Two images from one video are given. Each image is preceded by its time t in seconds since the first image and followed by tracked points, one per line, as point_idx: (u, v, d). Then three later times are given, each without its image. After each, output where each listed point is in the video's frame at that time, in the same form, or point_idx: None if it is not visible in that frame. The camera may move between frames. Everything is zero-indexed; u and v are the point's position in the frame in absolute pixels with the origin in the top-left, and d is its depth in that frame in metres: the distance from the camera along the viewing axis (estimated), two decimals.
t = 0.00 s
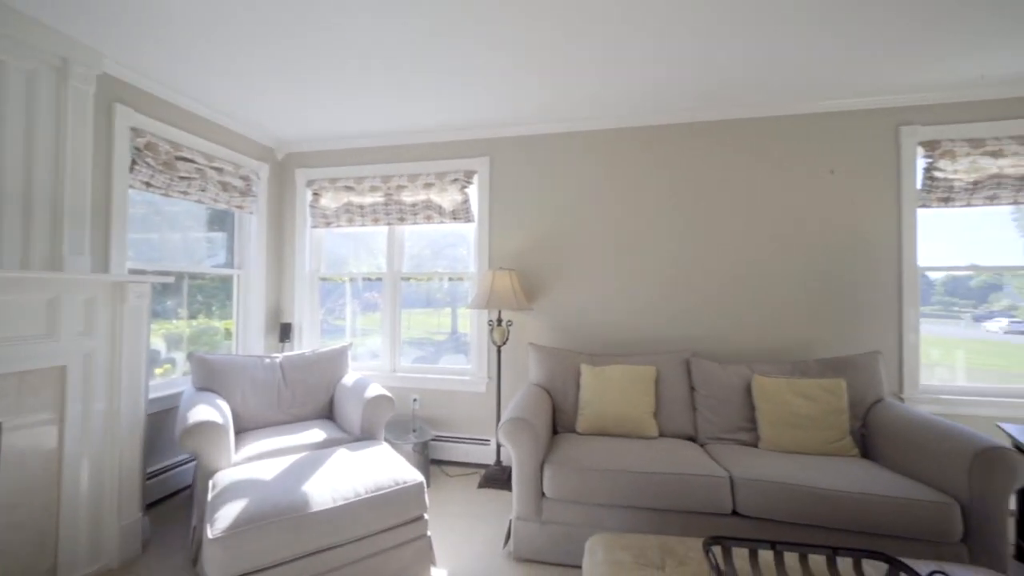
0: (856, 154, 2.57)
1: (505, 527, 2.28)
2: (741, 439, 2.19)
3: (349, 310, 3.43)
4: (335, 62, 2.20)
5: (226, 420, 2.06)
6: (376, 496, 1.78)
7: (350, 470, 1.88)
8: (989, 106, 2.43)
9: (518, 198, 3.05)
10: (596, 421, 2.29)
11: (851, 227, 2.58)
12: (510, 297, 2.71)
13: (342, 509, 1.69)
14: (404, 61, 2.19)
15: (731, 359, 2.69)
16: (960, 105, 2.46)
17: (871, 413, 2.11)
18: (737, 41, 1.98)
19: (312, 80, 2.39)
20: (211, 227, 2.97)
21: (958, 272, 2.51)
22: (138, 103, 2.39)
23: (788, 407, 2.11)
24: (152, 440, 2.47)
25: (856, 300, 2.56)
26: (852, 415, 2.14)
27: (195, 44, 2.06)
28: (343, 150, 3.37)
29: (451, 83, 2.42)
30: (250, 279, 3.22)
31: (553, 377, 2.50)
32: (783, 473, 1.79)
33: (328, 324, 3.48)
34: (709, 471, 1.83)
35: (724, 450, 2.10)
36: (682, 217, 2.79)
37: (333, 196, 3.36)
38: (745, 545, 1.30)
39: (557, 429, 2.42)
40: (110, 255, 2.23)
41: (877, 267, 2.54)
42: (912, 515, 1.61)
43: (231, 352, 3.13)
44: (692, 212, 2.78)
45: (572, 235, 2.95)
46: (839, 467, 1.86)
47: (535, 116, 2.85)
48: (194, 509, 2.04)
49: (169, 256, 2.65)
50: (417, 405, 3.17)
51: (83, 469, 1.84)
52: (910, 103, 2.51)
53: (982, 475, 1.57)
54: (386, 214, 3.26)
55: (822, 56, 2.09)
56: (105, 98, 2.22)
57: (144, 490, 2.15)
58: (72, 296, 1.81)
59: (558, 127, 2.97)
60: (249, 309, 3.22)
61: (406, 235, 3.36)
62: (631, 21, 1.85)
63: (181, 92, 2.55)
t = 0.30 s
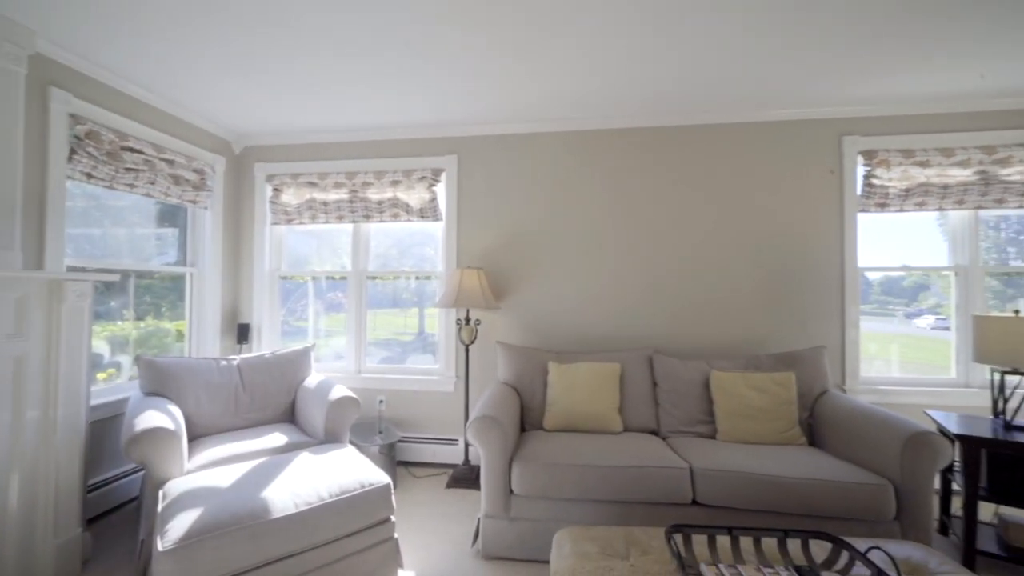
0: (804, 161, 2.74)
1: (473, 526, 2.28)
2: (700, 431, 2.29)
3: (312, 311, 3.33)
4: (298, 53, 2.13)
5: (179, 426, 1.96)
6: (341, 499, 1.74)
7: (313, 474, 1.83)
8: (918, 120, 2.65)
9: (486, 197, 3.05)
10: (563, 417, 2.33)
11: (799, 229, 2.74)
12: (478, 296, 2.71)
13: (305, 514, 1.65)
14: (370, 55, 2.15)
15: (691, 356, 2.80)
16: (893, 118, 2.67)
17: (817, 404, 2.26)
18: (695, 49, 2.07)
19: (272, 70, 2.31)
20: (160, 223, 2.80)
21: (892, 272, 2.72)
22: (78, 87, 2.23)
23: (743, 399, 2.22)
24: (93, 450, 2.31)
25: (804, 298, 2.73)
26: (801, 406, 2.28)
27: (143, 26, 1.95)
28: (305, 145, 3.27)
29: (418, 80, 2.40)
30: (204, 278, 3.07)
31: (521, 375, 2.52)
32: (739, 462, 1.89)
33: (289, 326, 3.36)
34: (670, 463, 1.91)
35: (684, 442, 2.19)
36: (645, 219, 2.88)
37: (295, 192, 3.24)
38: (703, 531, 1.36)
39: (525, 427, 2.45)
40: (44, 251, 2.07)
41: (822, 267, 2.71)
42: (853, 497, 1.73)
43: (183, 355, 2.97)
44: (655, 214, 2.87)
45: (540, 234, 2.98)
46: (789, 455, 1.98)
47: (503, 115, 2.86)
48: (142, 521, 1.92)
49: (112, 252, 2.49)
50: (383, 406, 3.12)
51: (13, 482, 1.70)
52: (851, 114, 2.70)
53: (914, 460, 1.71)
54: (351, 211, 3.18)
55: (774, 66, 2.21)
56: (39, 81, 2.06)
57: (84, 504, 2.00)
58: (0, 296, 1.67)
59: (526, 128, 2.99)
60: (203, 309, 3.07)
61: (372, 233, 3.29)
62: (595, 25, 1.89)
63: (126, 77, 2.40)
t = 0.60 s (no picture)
0: (756, 168, 2.90)
1: (440, 527, 2.27)
2: (661, 425, 2.38)
3: (270, 312, 3.21)
4: (257, 42, 2.05)
5: (123, 434, 1.84)
6: (302, 505, 1.69)
7: (272, 480, 1.78)
8: (856, 133, 2.86)
9: (453, 197, 3.04)
10: (530, 415, 2.36)
11: (752, 232, 2.89)
12: (445, 296, 2.70)
13: (262, 522, 1.59)
14: (332, 48, 2.09)
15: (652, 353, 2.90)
16: (834, 129, 2.87)
17: (767, 397, 2.39)
18: (656, 57, 2.14)
19: (227, 60, 2.21)
20: (102, 218, 2.62)
21: (834, 273, 2.93)
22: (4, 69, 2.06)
23: (699, 394, 2.33)
24: (24, 464, 2.14)
25: (757, 298, 2.88)
26: (753, 399, 2.42)
27: (81, 6, 1.82)
28: (264, 139, 3.15)
29: (383, 76, 2.36)
30: (152, 277, 2.90)
31: (487, 374, 2.54)
32: (696, 455, 1.98)
33: (245, 327, 3.22)
34: (632, 457, 1.97)
35: (645, 437, 2.27)
36: (609, 220, 2.96)
37: (252, 187, 3.11)
38: (662, 521, 1.42)
39: (491, 426, 2.46)
40: None
41: (772, 269, 2.88)
42: (799, 483, 1.85)
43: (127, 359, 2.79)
44: (618, 215, 2.95)
45: (506, 234, 3.00)
46: (742, 446, 2.09)
47: (470, 115, 2.86)
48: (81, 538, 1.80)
49: (46, 249, 2.31)
50: (347, 409, 3.04)
51: None
52: (798, 125, 2.87)
53: (852, 446, 1.85)
54: (312, 209, 3.09)
55: (729, 77, 2.33)
56: None
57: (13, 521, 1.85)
58: None
59: (493, 128, 3.01)
60: (151, 310, 2.90)
61: (335, 231, 3.21)
62: (561, 29, 1.93)
63: (61, 60, 2.23)
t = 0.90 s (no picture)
0: (709, 173, 3.05)
1: (403, 528, 2.26)
2: (620, 420, 2.46)
3: (224, 313, 3.08)
4: (209, 29, 1.96)
5: (57, 445, 1.72)
6: (257, 511, 1.64)
7: (225, 487, 1.71)
8: (800, 143, 3.06)
9: (418, 196, 3.02)
10: (493, 413, 2.38)
11: (706, 235, 3.04)
12: (409, 296, 2.67)
13: (214, 531, 1.53)
14: (290, 40, 2.04)
15: (613, 351, 2.99)
16: (780, 139, 3.06)
17: (718, 391, 2.52)
18: (615, 63, 2.22)
19: (175, 47, 2.11)
20: (33, 212, 2.44)
21: (779, 274, 3.12)
22: None
23: (656, 389, 2.43)
24: None
25: (710, 297, 3.03)
26: (706, 392, 2.54)
27: None
28: (217, 132, 3.01)
29: (345, 70, 2.31)
30: (91, 276, 2.71)
31: (451, 373, 2.54)
32: (653, 447, 2.06)
33: (196, 329, 3.07)
34: (592, 452, 2.03)
35: (605, 431, 2.34)
36: (571, 221, 3.03)
37: (204, 182, 2.97)
38: (618, 512, 1.47)
39: (455, 425, 2.47)
40: None
41: (724, 269, 3.03)
42: (746, 471, 1.97)
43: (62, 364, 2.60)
44: (581, 217, 3.03)
45: (471, 234, 3.01)
46: (695, 438, 2.20)
47: (435, 114, 2.86)
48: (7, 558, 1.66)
49: None
50: (306, 412, 2.96)
51: None
52: (747, 134, 3.04)
53: (793, 435, 1.99)
54: (270, 205, 2.98)
55: (684, 85, 2.44)
56: None
57: None
58: None
59: (457, 128, 3.01)
60: (90, 311, 2.71)
61: (294, 229, 3.11)
62: (524, 32, 1.96)
63: None
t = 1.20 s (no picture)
0: (665, 178, 3.18)
1: (362, 532, 2.23)
2: (579, 417, 2.53)
3: (171, 315, 2.93)
4: (154, 18, 1.87)
5: None
6: (206, 521, 1.58)
7: (171, 496, 1.64)
8: (747, 152, 3.25)
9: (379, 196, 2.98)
10: (455, 413, 2.39)
11: (661, 237, 3.17)
12: (370, 296, 2.64)
13: (158, 543, 1.46)
14: (244, 34, 1.98)
15: (574, 350, 3.07)
16: (729, 147, 3.24)
17: (672, 387, 2.64)
18: (574, 71, 2.28)
19: (117, 34, 1.99)
20: None
21: (729, 275, 3.29)
22: None
23: (614, 386, 2.51)
24: None
25: (666, 297, 3.16)
26: (660, 388, 2.66)
27: None
28: (164, 124, 2.86)
29: (302, 66, 2.26)
30: (20, 275, 2.52)
31: (413, 374, 2.53)
32: (609, 442, 2.14)
33: (141, 332, 2.91)
34: (551, 448, 2.09)
35: (565, 428, 2.40)
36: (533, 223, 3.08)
37: (149, 176, 2.82)
38: (573, 504, 1.52)
39: (417, 425, 2.46)
40: None
41: (679, 271, 3.17)
42: (695, 462, 2.08)
43: None
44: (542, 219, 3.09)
45: (434, 234, 3.01)
46: (649, 432, 2.29)
47: (397, 113, 2.83)
48: None
49: None
50: (261, 417, 2.86)
51: None
52: (700, 142, 3.20)
53: (738, 426, 2.12)
54: (222, 202, 2.86)
55: (640, 94, 2.54)
56: None
57: None
58: None
59: (420, 128, 3.00)
60: (18, 313, 2.51)
61: (248, 227, 3.00)
62: (485, 37, 1.99)
63: None
